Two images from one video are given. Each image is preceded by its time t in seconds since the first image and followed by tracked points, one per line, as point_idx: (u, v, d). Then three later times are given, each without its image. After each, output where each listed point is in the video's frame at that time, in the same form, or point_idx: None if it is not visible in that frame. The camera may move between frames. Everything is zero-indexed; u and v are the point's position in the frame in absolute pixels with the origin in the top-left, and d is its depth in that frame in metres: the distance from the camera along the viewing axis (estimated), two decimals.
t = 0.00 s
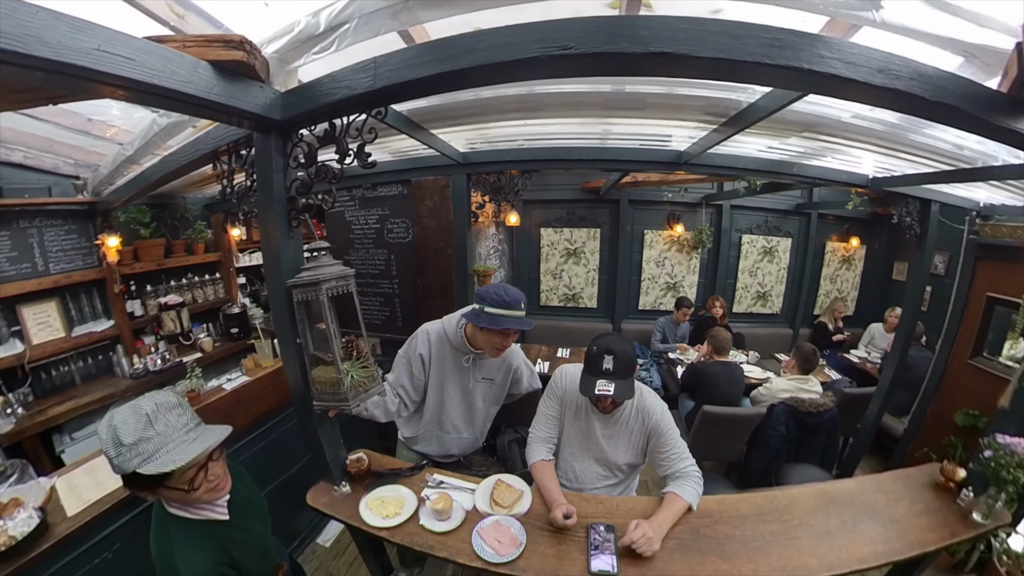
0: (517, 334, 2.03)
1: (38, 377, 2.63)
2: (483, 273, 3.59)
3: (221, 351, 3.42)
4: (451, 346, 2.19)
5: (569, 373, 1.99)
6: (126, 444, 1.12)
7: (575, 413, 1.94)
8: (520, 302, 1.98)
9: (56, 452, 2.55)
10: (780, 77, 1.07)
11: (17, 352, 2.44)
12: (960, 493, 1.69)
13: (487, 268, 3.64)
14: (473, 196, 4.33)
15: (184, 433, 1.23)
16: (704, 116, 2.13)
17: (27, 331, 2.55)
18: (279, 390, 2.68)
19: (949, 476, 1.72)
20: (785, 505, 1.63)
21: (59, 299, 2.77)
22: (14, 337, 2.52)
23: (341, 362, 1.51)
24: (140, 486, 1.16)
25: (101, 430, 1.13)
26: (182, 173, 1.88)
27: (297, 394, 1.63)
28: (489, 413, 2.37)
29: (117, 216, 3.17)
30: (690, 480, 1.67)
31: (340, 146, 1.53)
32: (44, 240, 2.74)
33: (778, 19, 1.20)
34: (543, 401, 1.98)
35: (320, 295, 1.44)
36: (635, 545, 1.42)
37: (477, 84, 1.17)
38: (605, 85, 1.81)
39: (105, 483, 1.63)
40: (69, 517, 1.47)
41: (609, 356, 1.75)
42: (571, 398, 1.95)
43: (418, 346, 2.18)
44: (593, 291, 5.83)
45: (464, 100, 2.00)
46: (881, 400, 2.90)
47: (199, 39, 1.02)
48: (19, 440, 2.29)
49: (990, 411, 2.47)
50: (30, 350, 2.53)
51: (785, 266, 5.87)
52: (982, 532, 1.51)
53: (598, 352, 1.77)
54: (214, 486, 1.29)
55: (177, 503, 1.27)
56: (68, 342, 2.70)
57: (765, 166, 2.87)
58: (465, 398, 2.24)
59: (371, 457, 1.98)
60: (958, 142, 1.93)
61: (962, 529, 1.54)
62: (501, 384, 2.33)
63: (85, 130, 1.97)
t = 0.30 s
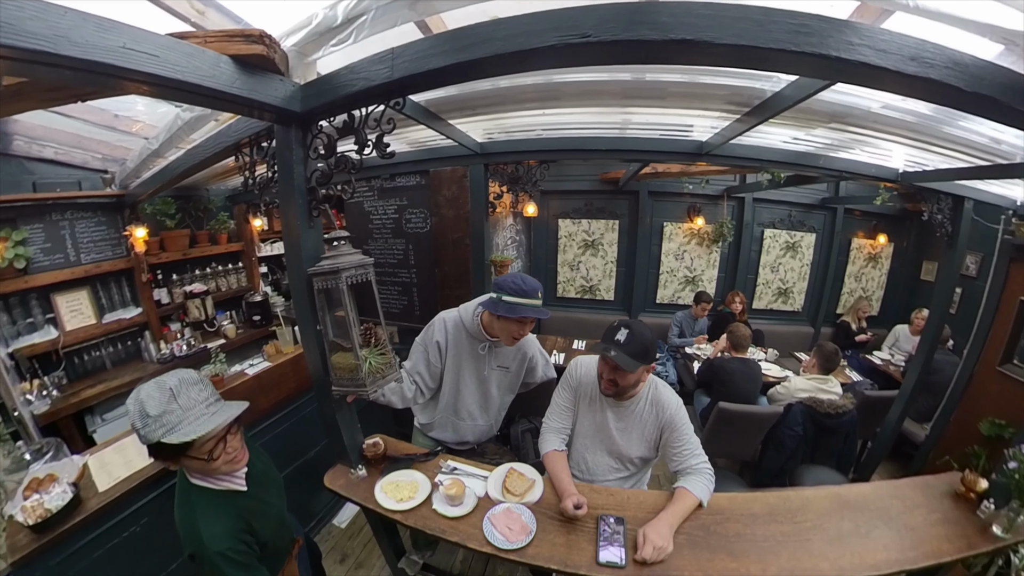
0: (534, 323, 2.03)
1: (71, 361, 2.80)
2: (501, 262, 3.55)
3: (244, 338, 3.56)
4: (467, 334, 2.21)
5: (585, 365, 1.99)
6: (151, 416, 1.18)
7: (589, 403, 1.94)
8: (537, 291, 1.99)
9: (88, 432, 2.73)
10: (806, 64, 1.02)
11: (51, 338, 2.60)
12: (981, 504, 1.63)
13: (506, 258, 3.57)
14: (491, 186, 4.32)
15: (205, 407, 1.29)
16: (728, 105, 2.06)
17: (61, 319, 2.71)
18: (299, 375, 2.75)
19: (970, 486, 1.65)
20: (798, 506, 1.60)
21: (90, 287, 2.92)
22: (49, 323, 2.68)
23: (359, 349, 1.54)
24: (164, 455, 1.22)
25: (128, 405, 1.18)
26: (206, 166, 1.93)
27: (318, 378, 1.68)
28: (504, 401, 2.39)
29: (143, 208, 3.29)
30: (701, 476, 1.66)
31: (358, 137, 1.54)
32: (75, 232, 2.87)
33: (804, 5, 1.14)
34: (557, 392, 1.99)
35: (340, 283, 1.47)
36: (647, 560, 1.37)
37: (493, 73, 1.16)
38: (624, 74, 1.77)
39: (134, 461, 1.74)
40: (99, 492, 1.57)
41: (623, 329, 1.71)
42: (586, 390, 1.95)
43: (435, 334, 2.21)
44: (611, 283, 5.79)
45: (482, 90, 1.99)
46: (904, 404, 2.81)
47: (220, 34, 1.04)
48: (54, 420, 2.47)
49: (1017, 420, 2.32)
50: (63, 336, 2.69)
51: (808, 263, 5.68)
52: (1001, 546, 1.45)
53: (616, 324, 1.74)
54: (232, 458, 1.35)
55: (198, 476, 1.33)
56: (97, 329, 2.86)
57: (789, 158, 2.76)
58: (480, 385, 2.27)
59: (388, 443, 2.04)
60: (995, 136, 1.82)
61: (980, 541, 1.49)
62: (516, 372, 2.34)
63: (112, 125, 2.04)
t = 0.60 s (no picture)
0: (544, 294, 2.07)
1: (102, 348, 2.95)
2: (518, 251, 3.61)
3: (264, 325, 3.69)
4: (481, 313, 2.24)
5: (600, 356, 1.99)
6: (174, 390, 1.24)
7: (603, 393, 1.94)
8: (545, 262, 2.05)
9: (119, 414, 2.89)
10: (834, 48, 0.97)
11: (82, 326, 2.74)
12: (1001, 517, 1.55)
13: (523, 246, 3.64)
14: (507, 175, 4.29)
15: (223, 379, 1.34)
16: (752, 91, 1.98)
17: (91, 309, 2.85)
18: (317, 362, 2.82)
19: (991, 497, 1.58)
20: (811, 508, 1.58)
21: (117, 278, 3.05)
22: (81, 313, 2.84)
23: (375, 337, 1.57)
24: (189, 427, 1.28)
25: (152, 384, 1.25)
26: (227, 158, 1.97)
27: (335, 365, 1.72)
28: (519, 383, 2.40)
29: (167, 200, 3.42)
30: (713, 472, 1.63)
31: (373, 127, 1.55)
32: (103, 225, 3.00)
33: None
34: (571, 382, 2.00)
35: (356, 272, 1.50)
36: (654, 553, 1.38)
37: (508, 59, 1.14)
38: (643, 59, 1.71)
39: (160, 443, 1.83)
40: (128, 472, 1.67)
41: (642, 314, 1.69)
42: (600, 380, 1.95)
43: (450, 316, 2.25)
44: (628, 274, 5.73)
45: (497, 77, 1.97)
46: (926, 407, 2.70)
47: (233, 29, 1.05)
48: (86, 403, 2.64)
49: None
50: (92, 324, 2.83)
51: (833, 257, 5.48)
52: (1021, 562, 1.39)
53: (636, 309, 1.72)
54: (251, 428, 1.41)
55: (219, 450, 1.40)
56: (127, 317, 3.00)
57: (815, 147, 2.65)
58: (493, 366, 2.28)
59: (403, 428, 2.09)
60: None
61: (998, 555, 1.42)
62: (530, 354, 2.34)
63: (135, 121, 2.10)
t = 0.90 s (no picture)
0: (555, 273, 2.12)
1: (129, 333, 3.10)
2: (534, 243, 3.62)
3: (284, 313, 3.79)
4: (496, 292, 2.26)
5: (615, 347, 1.98)
6: (203, 353, 1.30)
7: (617, 385, 1.93)
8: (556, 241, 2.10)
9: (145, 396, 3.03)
10: (862, 37, 0.93)
11: (109, 312, 2.87)
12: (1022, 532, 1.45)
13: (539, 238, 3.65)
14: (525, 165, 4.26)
15: (244, 343, 1.38)
16: (777, 81, 1.91)
17: (119, 295, 2.98)
18: (334, 349, 2.87)
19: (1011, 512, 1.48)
20: (823, 511, 1.55)
21: (143, 267, 3.17)
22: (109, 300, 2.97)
23: (391, 325, 1.60)
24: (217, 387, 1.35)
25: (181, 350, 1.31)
26: (247, 149, 2.01)
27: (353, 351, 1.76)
28: (533, 363, 2.41)
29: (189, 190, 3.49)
30: (724, 469, 1.62)
31: (391, 117, 1.55)
32: (129, 216, 3.11)
33: None
34: (586, 373, 2.00)
35: (374, 261, 1.51)
36: (661, 547, 1.38)
37: (525, 48, 1.13)
38: (664, 47, 1.67)
39: (183, 425, 1.92)
40: (153, 450, 1.75)
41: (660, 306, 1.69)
42: (615, 372, 1.94)
43: (466, 296, 2.26)
44: (645, 267, 5.67)
45: (514, 67, 1.95)
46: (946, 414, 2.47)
47: (252, 22, 1.07)
48: (114, 385, 2.79)
49: None
50: (119, 310, 2.96)
51: (857, 254, 5.29)
52: None
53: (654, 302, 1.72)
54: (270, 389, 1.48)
55: (239, 413, 1.46)
56: (152, 304, 3.12)
57: (843, 141, 2.55)
58: (508, 343, 2.30)
59: (417, 415, 2.13)
60: None
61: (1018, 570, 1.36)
62: (542, 332, 2.38)
63: (158, 114, 2.16)
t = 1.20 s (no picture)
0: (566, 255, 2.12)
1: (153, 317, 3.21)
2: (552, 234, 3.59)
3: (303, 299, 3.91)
4: (510, 276, 2.26)
5: (631, 340, 1.97)
6: (245, 313, 1.58)
7: (631, 378, 1.92)
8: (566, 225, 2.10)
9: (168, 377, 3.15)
10: (894, 26, 0.89)
11: (134, 296, 2.98)
12: None
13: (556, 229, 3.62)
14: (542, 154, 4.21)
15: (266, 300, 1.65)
16: (804, 71, 1.84)
17: (142, 281, 3.09)
18: (350, 334, 2.92)
19: None
20: (832, 515, 1.54)
21: (165, 253, 3.27)
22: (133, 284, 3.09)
23: (408, 312, 1.61)
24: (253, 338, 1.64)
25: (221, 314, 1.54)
26: (266, 139, 2.04)
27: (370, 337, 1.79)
28: (545, 346, 2.42)
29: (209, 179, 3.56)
30: (735, 467, 1.61)
31: (409, 105, 1.54)
32: (152, 203, 3.20)
33: None
34: (600, 365, 1.99)
35: (391, 248, 1.52)
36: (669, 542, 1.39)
37: (544, 36, 1.11)
38: (687, 35, 1.62)
39: (204, 406, 2.00)
40: (174, 429, 1.83)
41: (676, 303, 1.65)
42: (630, 365, 1.93)
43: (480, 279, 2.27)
44: (662, 261, 5.61)
45: (534, 54, 1.92)
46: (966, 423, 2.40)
47: (271, 11, 1.08)
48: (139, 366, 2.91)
49: None
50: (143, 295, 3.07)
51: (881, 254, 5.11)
52: None
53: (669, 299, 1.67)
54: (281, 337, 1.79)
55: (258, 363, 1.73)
56: (174, 288, 3.22)
57: (871, 136, 2.45)
58: (520, 326, 2.31)
59: (431, 402, 2.16)
60: None
61: None
62: (554, 316, 2.38)
63: (178, 104, 2.21)
